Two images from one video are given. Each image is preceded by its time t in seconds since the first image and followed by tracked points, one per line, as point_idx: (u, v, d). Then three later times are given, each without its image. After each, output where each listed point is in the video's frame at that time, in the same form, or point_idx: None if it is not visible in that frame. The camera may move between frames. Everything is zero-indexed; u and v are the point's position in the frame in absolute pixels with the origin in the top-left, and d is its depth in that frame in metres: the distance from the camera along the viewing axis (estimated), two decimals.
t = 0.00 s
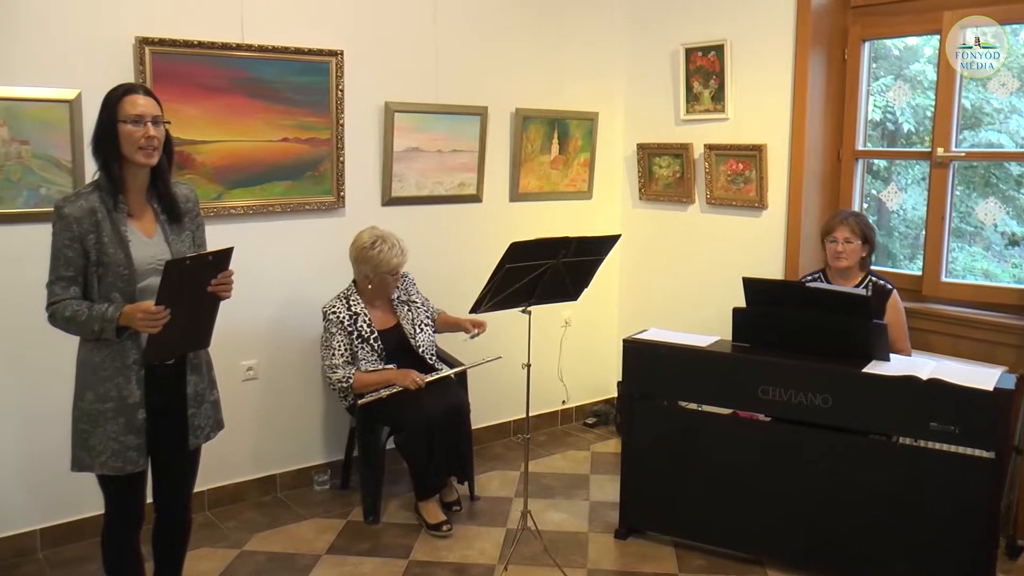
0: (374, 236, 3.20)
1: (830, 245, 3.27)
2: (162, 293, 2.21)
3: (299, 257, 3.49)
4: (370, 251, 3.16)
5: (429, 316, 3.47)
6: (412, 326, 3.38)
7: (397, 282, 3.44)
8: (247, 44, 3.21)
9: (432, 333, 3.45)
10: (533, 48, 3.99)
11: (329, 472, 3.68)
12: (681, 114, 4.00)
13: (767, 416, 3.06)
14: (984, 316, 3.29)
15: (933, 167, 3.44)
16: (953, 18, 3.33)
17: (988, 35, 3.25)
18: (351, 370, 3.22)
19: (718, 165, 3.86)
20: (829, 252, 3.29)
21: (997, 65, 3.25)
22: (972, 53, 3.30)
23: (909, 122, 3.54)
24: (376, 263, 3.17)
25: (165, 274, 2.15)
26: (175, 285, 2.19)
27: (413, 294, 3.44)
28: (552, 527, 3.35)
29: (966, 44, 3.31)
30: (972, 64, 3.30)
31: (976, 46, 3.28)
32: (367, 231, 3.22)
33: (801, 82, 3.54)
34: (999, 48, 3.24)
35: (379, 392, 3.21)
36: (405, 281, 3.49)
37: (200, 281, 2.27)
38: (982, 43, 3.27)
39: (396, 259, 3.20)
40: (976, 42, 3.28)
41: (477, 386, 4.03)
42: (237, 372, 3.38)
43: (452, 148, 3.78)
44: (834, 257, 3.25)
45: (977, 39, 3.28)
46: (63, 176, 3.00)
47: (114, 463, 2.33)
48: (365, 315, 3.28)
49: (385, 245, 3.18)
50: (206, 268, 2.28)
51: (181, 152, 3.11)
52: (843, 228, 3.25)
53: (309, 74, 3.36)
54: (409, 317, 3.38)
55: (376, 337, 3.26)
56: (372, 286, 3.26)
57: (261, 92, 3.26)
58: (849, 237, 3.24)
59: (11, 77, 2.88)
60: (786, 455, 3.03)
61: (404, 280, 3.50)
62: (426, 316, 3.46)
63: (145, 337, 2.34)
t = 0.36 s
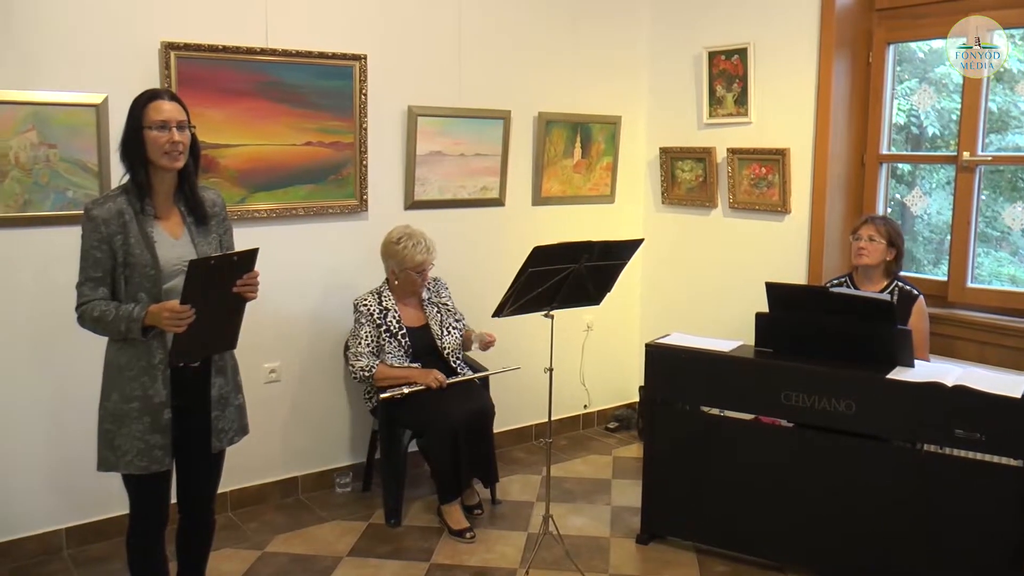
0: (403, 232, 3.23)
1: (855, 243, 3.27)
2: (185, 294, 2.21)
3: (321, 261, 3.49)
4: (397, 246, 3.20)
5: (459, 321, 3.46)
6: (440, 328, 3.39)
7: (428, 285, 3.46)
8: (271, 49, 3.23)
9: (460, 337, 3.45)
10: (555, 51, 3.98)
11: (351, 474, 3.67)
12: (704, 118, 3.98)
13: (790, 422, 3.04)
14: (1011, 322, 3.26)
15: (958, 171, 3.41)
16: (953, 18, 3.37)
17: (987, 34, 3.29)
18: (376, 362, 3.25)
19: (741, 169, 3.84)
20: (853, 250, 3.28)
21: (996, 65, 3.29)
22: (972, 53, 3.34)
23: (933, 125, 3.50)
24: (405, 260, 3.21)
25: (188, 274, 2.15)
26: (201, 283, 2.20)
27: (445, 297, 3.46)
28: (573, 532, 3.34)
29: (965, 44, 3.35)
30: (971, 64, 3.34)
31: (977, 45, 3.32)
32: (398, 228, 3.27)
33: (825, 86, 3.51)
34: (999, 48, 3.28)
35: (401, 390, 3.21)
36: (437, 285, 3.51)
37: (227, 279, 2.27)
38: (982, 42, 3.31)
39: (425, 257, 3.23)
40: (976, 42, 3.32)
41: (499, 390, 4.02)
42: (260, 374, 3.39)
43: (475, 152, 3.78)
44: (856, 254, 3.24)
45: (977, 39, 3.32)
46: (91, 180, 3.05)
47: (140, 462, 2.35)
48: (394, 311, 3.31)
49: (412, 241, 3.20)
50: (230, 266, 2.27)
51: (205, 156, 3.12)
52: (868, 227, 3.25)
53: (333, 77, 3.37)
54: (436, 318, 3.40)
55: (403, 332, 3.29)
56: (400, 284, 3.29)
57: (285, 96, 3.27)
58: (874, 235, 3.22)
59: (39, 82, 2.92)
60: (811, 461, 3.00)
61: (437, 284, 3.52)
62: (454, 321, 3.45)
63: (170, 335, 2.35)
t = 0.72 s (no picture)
0: (434, 240, 3.27)
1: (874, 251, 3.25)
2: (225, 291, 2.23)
3: (344, 268, 3.50)
4: (425, 253, 3.25)
5: (486, 331, 3.50)
6: (468, 335, 3.43)
7: (457, 294, 3.51)
8: (295, 57, 3.25)
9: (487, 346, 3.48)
10: (577, 59, 3.98)
11: (373, 481, 3.67)
12: (727, 126, 3.97)
13: (814, 432, 3.02)
14: None
15: (985, 179, 3.37)
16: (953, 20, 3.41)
17: (986, 33, 3.32)
18: (399, 365, 3.29)
19: (763, 177, 3.81)
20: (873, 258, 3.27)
21: (995, 65, 3.31)
22: (972, 53, 3.37)
23: (959, 133, 3.47)
24: (433, 266, 3.24)
25: (234, 273, 2.19)
26: (242, 281, 2.22)
27: (475, 307, 3.50)
28: (595, 540, 3.32)
29: (965, 44, 3.39)
30: (970, 64, 3.39)
31: (976, 45, 3.36)
32: (430, 235, 3.31)
33: (849, 93, 3.48)
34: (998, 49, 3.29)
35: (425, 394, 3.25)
36: (467, 295, 3.55)
37: (266, 278, 2.28)
38: (981, 42, 3.34)
39: (454, 265, 3.24)
40: (976, 42, 3.35)
41: (520, 398, 4.01)
42: (282, 381, 3.41)
43: (498, 160, 3.78)
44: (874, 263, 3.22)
45: (977, 38, 3.35)
46: (116, 188, 3.09)
47: (168, 466, 2.36)
48: (422, 316, 3.35)
49: (440, 249, 3.23)
50: (275, 269, 2.28)
51: (230, 164, 3.15)
52: (887, 236, 3.22)
53: (357, 85, 3.39)
54: (464, 326, 3.43)
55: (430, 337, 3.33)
56: (429, 290, 3.32)
57: (309, 105, 3.29)
58: (892, 244, 3.19)
59: (67, 91, 2.97)
60: (836, 471, 2.97)
61: (467, 294, 3.56)
62: (482, 331, 3.49)
63: (197, 336, 2.38)
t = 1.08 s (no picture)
0: (458, 247, 3.32)
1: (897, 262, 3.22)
2: (255, 296, 2.26)
3: (368, 274, 3.51)
4: (448, 258, 3.30)
5: (510, 336, 3.51)
6: (491, 339, 3.45)
7: (480, 300, 3.53)
8: (321, 65, 3.26)
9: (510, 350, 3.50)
10: (602, 66, 3.98)
11: (397, 486, 3.67)
12: (753, 132, 3.94)
13: (841, 441, 2.99)
14: None
15: (1015, 187, 3.31)
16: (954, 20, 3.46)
17: (988, 34, 3.35)
18: (425, 366, 3.29)
19: (790, 184, 3.78)
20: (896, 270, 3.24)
21: (996, 65, 3.35)
22: (972, 54, 3.41)
23: (988, 139, 3.42)
24: (454, 271, 3.28)
25: (271, 278, 2.21)
26: (271, 290, 2.25)
27: (498, 312, 3.52)
28: (619, 548, 3.30)
29: (966, 44, 3.43)
30: (970, 64, 3.43)
31: (976, 46, 3.39)
32: (454, 243, 3.36)
33: (875, 99, 3.46)
34: (998, 48, 3.33)
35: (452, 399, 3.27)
36: (489, 302, 3.58)
37: (296, 286, 2.31)
38: (982, 43, 3.38)
39: (476, 270, 3.29)
40: (976, 42, 3.39)
41: (545, 405, 4.00)
42: (308, 386, 3.42)
43: (524, 166, 3.78)
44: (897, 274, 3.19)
45: (977, 39, 3.39)
46: (145, 194, 3.11)
47: (196, 468, 2.38)
48: (447, 319, 3.38)
49: (463, 255, 3.27)
50: (306, 275, 2.31)
51: (256, 170, 3.17)
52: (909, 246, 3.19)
53: (383, 92, 3.41)
54: (488, 331, 3.45)
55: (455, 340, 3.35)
56: (452, 295, 3.36)
57: (335, 112, 3.31)
58: (914, 254, 3.17)
59: (98, 98, 3.01)
60: (865, 482, 2.93)
61: (488, 301, 3.59)
62: (504, 336, 3.51)
63: (224, 339, 2.38)
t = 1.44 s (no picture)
0: (473, 252, 3.38)
1: (939, 271, 3.15)
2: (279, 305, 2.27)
3: (393, 281, 3.52)
4: (465, 263, 3.35)
5: (530, 340, 3.52)
6: (514, 344, 3.45)
7: (500, 307, 3.55)
8: (349, 72, 3.28)
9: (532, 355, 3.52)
10: (627, 73, 3.97)
11: (422, 493, 3.67)
12: (779, 139, 3.92)
13: (868, 451, 2.97)
14: None
15: None
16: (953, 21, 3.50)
17: (988, 35, 3.39)
18: (453, 372, 3.30)
19: (817, 192, 3.74)
20: (936, 279, 3.17)
21: (995, 65, 3.40)
22: (972, 53, 3.45)
23: (1020, 146, 3.37)
24: (470, 276, 3.32)
25: (296, 292, 2.23)
26: (295, 302, 2.26)
27: (518, 318, 3.54)
28: (644, 556, 3.29)
29: (965, 44, 3.46)
30: (971, 64, 3.46)
31: (976, 45, 3.43)
32: (469, 249, 3.41)
33: (903, 106, 3.43)
34: (997, 48, 3.37)
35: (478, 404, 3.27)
36: (510, 309, 3.59)
37: (320, 299, 2.33)
38: (982, 43, 3.41)
39: (492, 274, 3.31)
40: (976, 42, 3.43)
41: (570, 412, 3.99)
42: (333, 392, 3.43)
43: (550, 173, 3.79)
44: (943, 283, 3.13)
45: (977, 39, 3.43)
46: (173, 201, 3.14)
47: (220, 474, 2.39)
48: (470, 326, 3.39)
49: (477, 259, 3.33)
50: (330, 289, 2.35)
51: (284, 177, 3.19)
52: (954, 254, 3.13)
53: (410, 100, 3.42)
54: (510, 337, 3.45)
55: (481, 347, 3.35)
56: (471, 301, 3.39)
57: (362, 119, 3.33)
58: (960, 263, 3.11)
59: (128, 106, 3.04)
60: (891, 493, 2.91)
61: (509, 309, 3.60)
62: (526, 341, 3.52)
63: (249, 346, 2.39)
